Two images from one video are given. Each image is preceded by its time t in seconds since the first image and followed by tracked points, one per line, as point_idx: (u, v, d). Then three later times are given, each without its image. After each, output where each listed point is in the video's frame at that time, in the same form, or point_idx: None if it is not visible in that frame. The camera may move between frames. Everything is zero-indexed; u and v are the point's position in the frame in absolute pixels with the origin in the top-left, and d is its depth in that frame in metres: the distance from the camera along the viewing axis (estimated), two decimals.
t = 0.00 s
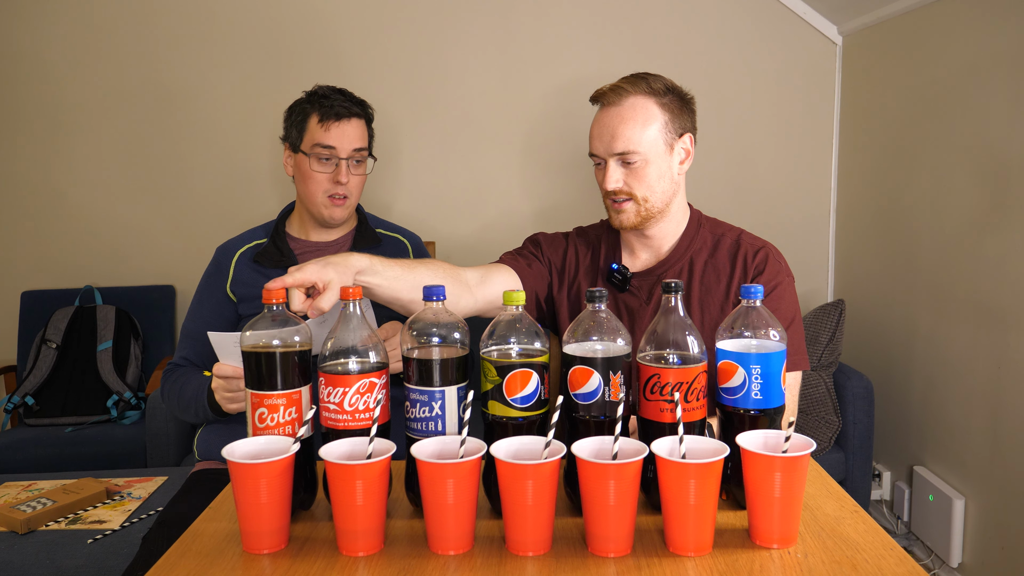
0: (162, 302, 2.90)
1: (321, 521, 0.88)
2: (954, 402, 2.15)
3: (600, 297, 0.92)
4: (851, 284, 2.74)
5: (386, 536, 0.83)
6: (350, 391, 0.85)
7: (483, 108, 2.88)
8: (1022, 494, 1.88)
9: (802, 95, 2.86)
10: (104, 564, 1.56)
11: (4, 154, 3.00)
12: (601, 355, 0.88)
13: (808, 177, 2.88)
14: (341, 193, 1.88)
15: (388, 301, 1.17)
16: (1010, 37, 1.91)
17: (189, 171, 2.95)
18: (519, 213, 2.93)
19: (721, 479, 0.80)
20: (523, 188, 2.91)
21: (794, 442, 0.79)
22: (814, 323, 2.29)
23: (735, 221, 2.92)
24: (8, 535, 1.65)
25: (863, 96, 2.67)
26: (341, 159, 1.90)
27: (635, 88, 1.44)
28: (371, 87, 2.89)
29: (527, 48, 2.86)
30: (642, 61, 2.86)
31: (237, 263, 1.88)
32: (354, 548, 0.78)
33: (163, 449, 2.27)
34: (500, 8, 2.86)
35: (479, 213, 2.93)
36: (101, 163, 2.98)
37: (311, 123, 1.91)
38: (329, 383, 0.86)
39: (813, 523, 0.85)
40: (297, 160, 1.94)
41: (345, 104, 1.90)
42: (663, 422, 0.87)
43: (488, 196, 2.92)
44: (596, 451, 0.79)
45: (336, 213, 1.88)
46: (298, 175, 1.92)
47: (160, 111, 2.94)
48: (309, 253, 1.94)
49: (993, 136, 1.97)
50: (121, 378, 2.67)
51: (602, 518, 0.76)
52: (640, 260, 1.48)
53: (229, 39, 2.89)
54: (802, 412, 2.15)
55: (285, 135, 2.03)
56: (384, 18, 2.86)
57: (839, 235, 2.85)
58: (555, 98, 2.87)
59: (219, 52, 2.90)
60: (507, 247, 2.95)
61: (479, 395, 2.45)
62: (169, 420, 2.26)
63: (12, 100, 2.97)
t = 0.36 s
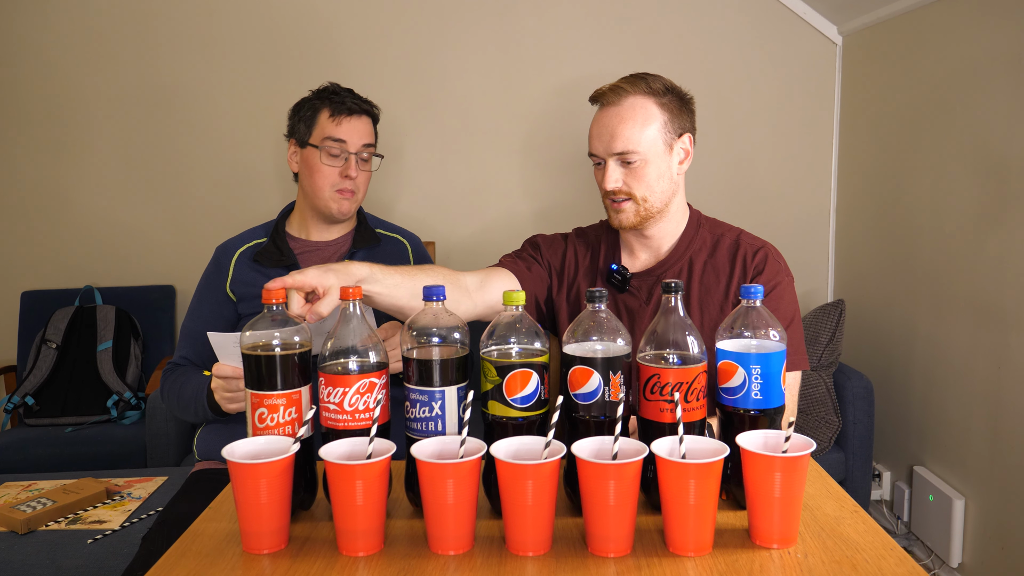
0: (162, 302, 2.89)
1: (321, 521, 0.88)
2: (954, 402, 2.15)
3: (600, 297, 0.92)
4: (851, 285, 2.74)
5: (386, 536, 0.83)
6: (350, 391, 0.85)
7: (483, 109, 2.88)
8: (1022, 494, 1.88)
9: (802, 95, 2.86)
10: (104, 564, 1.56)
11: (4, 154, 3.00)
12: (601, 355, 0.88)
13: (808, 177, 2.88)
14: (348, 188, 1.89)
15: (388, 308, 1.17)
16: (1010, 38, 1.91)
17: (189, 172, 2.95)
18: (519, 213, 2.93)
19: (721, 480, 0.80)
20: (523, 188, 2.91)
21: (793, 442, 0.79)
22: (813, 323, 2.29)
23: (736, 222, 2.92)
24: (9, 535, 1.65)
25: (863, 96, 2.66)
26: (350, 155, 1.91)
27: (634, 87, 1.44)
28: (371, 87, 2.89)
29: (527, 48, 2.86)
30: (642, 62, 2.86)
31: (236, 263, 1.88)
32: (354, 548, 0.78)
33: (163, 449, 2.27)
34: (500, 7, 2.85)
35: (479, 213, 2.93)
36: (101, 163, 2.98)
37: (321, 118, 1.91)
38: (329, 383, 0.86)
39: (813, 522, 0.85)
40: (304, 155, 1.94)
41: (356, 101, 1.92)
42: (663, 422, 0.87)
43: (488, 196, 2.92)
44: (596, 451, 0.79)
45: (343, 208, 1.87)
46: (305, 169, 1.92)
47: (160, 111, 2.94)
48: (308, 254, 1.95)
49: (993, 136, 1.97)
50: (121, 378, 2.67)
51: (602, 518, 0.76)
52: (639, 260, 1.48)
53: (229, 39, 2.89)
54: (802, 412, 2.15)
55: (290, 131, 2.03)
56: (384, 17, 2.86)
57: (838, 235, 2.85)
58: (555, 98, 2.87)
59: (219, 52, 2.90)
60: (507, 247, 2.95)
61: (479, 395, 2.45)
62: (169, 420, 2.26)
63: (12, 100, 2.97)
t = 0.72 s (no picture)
0: (162, 302, 2.89)
1: (321, 521, 0.88)
2: (954, 402, 2.15)
3: (600, 297, 0.92)
4: (851, 285, 2.74)
5: (386, 536, 0.83)
6: (350, 391, 0.85)
7: (483, 109, 2.88)
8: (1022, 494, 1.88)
9: (802, 95, 2.86)
10: (104, 564, 1.55)
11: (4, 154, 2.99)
12: (601, 355, 0.88)
13: (808, 177, 2.88)
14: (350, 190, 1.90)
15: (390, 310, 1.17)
16: (1009, 37, 1.91)
17: (189, 171, 2.95)
18: (519, 213, 2.93)
19: (721, 480, 0.81)
20: (524, 188, 2.91)
21: (793, 442, 0.79)
22: (814, 323, 2.29)
23: (736, 221, 2.92)
24: (8, 535, 1.65)
25: (863, 96, 2.66)
26: (352, 156, 1.92)
27: (634, 87, 1.44)
28: (371, 87, 2.89)
29: (527, 48, 2.86)
30: (642, 62, 2.86)
31: (237, 263, 1.88)
32: (354, 548, 0.78)
33: (163, 450, 2.27)
34: (500, 7, 2.86)
35: (479, 214, 2.93)
36: (101, 164, 2.98)
37: (324, 119, 1.92)
38: (329, 383, 0.86)
39: (813, 523, 0.85)
40: (305, 155, 1.94)
41: (359, 102, 1.92)
42: (663, 422, 0.87)
43: (489, 196, 2.92)
44: (596, 451, 0.79)
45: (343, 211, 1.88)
46: (306, 170, 1.92)
47: (160, 111, 2.94)
48: (310, 254, 1.95)
49: (993, 136, 1.97)
50: (121, 378, 2.67)
51: (602, 518, 0.76)
52: (638, 260, 1.48)
53: (229, 39, 2.89)
54: (802, 412, 2.15)
55: (291, 132, 2.03)
56: (384, 17, 2.86)
57: (839, 235, 2.85)
58: (555, 98, 2.88)
59: (219, 52, 2.90)
60: (507, 247, 2.95)
61: (479, 395, 2.45)
62: (170, 421, 2.26)
63: (13, 100, 2.97)
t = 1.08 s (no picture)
0: (162, 302, 2.90)
1: (321, 521, 0.89)
2: (954, 402, 2.15)
3: (600, 297, 0.92)
4: (851, 284, 2.74)
5: (386, 536, 0.83)
6: (350, 391, 0.85)
7: (483, 108, 2.88)
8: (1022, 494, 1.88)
9: (803, 95, 2.86)
10: (104, 564, 1.56)
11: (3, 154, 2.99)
12: (601, 355, 0.88)
13: (808, 177, 2.88)
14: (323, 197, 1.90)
15: (386, 321, 1.17)
16: (1009, 37, 1.91)
17: (189, 171, 2.96)
18: (519, 212, 2.93)
19: (721, 480, 0.80)
20: (524, 188, 2.91)
21: (793, 442, 0.79)
22: (813, 323, 2.29)
23: (736, 221, 2.92)
24: (8, 535, 1.65)
25: (863, 96, 2.66)
26: (314, 162, 1.91)
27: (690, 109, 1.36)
28: (371, 87, 2.89)
29: (527, 48, 2.86)
30: (641, 62, 2.86)
31: (222, 275, 1.88)
32: (354, 548, 0.78)
33: (163, 449, 2.27)
34: (499, 7, 2.85)
35: (479, 213, 2.93)
36: (101, 163, 2.98)
37: (276, 135, 1.92)
38: (329, 382, 0.86)
39: (813, 523, 0.85)
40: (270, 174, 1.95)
41: (303, 108, 1.90)
42: (664, 422, 0.87)
43: (488, 196, 2.92)
44: (596, 451, 0.79)
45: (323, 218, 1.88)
46: (275, 187, 1.92)
47: (160, 111, 2.94)
48: (296, 261, 1.95)
49: (993, 136, 1.97)
50: (121, 378, 2.67)
51: (602, 518, 0.76)
52: (642, 270, 1.46)
53: (229, 39, 2.89)
54: (801, 412, 2.15)
55: (249, 152, 2.03)
56: (384, 17, 2.86)
57: (838, 235, 2.85)
58: (555, 98, 2.88)
59: (219, 52, 2.90)
60: (507, 246, 2.95)
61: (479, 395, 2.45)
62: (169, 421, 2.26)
63: (12, 100, 2.97)
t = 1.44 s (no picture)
0: (162, 302, 2.90)
1: (321, 521, 0.89)
2: (955, 402, 2.15)
3: (600, 297, 0.92)
4: (851, 285, 2.74)
5: (386, 536, 0.83)
6: (350, 391, 0.85)
7: (483, 108, 2.88)
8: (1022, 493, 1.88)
9: (803, 95, 2.86)
10: (104, 563, 1.56)
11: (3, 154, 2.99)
12: (601, 355, 0.88)
13: (808, 177, 2.88)
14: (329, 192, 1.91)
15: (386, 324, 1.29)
16: (1009, 37, 1.91)
17: (189, 172, 2.96)
18: (519, 212, 2.93)
19: (721, 480, 0.80)
20: (524, 188, 2.92)
21: (793, 442, 0.79)
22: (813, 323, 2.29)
23: (736, 221, 2.92)
24: (8, 535, 1.65)
25: (863, 96, 2.66)
26: (323, 157, 1.92)
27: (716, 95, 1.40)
28: (371, 87, 2.89)
29: (527, 48, 2.86)
30: (641, 62, 2.86)
31: (223, 271, 1.87)
32: (354, 548, 0.78)
33: (163, 449, 2.27)
34: (500, 7, 2.85)
35: (479, 213, 2.93)
36: (101, 164, 2.98)
37: (286, 126, 1.92)
38: (329, 383, 0.86)
39: (813, 522, 0.85)
40: (276, 167, 1.95)
41: (315, 102, 1.91)
42: (663, 422, 0.87)
43: (489, 196, 2.92)
44: (596, 451, 0.79)
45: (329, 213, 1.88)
46: (281, 180, 1.92)
47: (160, 111, 2.94)
48: (297, 259, 1.95)
49: (993, 136, 1.97)
50: (121, 378, 2.67)
51: (602, 518, 0.76)
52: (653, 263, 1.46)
53: (229, 39, 2.89)
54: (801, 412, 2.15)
55: (257, 145, 2.03)
56: (384, 17, 2.87)
57: (839, 235, 2.85)
58: (556, 98, 2.88)
59: (219, 52, 2.90)
60: (507, 246, 2.95)
61: (480, 395, 2.45)
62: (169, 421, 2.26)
63: (12, 100, 2.97)
